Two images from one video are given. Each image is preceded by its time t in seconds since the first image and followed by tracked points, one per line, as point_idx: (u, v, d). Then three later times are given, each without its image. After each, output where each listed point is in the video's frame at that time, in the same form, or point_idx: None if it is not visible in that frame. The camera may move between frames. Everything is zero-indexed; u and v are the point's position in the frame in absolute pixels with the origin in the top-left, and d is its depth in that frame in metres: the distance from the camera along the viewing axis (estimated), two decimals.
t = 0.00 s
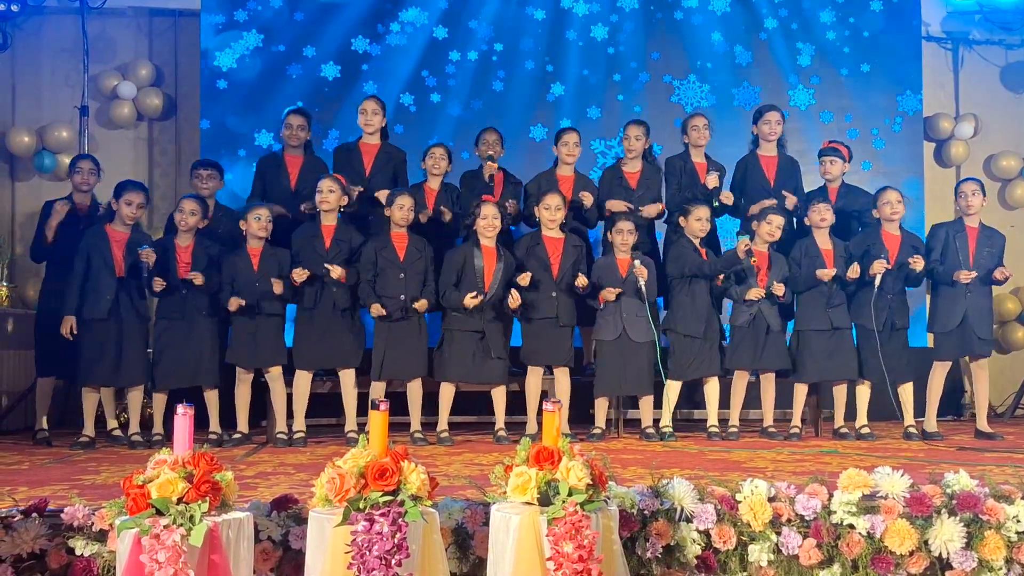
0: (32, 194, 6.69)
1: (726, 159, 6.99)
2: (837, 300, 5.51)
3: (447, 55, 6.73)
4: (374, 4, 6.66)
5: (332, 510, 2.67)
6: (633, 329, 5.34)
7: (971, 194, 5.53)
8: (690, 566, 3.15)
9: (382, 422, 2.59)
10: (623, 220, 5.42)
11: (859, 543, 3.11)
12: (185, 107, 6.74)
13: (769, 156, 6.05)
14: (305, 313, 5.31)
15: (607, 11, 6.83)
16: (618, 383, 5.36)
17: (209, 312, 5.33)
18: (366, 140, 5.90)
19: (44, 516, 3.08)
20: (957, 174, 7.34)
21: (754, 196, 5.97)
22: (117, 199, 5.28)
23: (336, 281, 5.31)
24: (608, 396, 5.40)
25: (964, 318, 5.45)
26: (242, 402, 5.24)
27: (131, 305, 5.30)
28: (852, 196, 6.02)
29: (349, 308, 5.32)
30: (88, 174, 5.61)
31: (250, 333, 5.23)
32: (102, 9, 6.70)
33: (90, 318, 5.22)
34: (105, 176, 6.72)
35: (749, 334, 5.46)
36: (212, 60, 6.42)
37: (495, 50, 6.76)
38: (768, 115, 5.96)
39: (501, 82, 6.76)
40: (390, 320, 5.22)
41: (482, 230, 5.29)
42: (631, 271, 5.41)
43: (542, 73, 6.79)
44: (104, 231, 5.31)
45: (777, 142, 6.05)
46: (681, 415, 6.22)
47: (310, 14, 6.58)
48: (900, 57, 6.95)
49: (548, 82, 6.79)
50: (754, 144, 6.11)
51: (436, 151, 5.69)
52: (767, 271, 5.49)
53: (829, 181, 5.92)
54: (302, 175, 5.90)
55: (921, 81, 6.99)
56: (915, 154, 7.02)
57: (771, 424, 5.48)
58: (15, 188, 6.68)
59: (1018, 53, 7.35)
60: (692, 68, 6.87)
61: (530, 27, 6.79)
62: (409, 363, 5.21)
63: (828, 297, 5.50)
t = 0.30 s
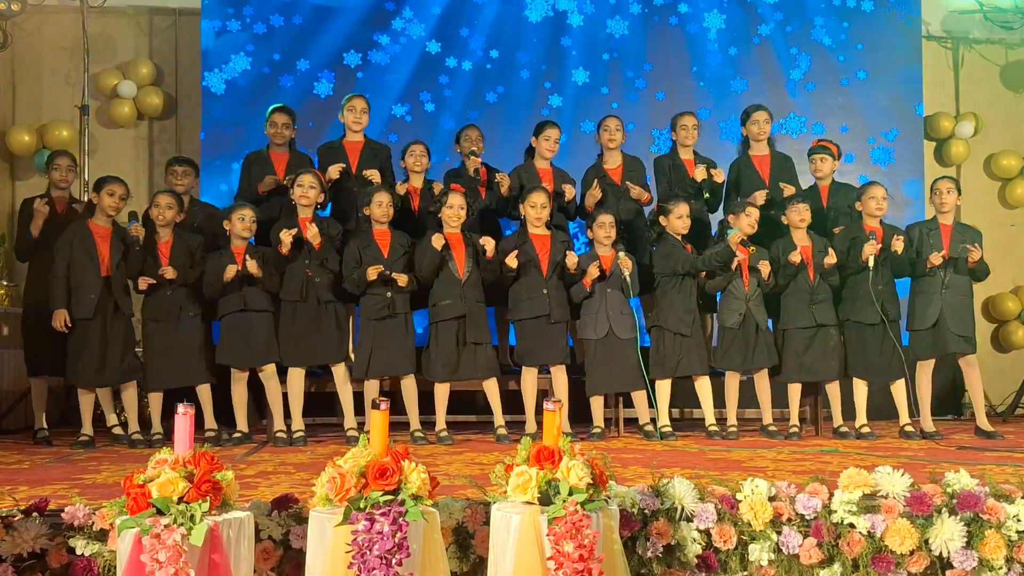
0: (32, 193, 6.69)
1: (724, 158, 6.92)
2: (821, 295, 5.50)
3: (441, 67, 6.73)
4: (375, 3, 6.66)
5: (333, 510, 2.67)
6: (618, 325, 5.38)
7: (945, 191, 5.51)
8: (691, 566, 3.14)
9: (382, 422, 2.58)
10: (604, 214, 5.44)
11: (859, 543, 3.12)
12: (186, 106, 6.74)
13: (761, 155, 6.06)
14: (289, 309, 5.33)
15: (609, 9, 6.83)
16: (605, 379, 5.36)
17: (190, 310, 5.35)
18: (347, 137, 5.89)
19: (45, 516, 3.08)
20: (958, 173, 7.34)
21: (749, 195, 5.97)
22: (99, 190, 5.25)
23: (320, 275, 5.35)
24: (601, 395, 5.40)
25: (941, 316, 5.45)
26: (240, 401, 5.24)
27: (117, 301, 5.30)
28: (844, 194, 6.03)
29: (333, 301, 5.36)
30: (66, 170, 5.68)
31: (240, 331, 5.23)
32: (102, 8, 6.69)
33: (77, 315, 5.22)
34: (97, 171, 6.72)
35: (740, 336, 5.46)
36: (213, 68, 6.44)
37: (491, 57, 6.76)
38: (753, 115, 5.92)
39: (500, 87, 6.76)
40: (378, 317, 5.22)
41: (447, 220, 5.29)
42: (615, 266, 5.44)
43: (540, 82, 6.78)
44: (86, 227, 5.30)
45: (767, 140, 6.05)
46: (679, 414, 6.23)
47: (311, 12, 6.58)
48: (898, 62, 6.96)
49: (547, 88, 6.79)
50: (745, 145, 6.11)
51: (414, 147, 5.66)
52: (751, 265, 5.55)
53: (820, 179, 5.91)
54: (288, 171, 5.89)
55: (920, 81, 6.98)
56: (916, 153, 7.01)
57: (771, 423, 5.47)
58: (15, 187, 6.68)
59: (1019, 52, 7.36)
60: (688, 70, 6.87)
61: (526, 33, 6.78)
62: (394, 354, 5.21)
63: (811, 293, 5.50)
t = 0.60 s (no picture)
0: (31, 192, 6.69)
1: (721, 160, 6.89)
2: (818, 296, 5.52)
3: (433, 80, 6.73)
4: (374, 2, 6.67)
5: (333, 509, 2.67)
6: (613, 324, 5.38)
7: (926, 193, 5.55)
8: (690, 564, 3.14)
9: (381, 421, 2.58)
10: (595, 214, 5.43)
11: (859, 542, 3.12)
12: (185, 105, 6.73)
13: (758, 155, 6.05)
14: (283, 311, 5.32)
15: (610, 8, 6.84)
16: (600, 379, 5.37)
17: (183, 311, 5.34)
18: (339, 140, 5.89)
19: (44, 515, 3.08)
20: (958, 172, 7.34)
21: (747, 194, 5.97)
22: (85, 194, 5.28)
23: (314, 277, 5.37)
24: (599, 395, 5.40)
25: (934, 317, 5.46)
26: (237, 401, 5.24)
27: (109, 301, 5.29)
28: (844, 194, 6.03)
29: (329, 302, 5.36)
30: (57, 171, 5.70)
31: (238, 335, 5.23)
32: (101, 7, 6.69)
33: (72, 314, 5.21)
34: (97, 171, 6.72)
35: (735, 334, 5.47)
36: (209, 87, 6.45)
37: (485, 66, 6.75)
38: (747, 113, 5.94)
39: (496, 95, 6.76)
40: (373, 318, 5.23)
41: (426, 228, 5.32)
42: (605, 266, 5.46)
43: (535, 92, 6.78)
44: (76, 230, 5.30)
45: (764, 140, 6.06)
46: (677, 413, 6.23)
47: (311, 10, 6.59)
48: (898, 65, 6.95)
49: (544, 100, 6.79)
50: (742, 145, 6.12)
51: (404, 150, 5.65)
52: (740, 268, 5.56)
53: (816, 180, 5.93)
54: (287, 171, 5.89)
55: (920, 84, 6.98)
56: (917, 154, 7.00)
57: (770, 421, 5.47)
58: (14, 186, 6.67)
59: (1018, 52, 7.36)
60: (685, 76, 6.87)
61: (516, 47, 6.77)
62: (390, 357, 5.21)
63: (809, 295, 5.50)
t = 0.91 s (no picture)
0: (29, 191, 6.68)
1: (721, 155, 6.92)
2: (817, 296, 5.51)
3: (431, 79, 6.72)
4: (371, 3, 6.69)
5: (331, 508, 2.67)
6: (611, 326, 5.38)
7: (929, 190, 5.55)
8: (688, 563, 3.14)
9: (380, 419, 2.57)
10: (594, 213, 5.42)
11: (856, 541, 3.12)
12: (183, 104, 6.73)
13: (759, 153, 6.05)
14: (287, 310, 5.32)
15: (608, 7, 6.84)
16: (600, 380, 5.36)
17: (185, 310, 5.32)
18: (340, 138, 5.88)
19: (42, 513, 3.08)
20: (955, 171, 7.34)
21: (747, 193, 5.97)
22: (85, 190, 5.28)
23: (318, 274, 5.35)
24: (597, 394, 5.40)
25: (939, 313, 5.46)
26: (236, 400, 5.25)
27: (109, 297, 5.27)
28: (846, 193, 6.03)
29: (332, 301, 5.37)
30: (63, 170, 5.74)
31: (239, 334, 5.22)
32: (98, 7, 6.69)
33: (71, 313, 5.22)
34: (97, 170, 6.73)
35: (733, 331, 5.47)
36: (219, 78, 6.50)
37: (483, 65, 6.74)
38: (748, 112, 5.94)
39: (497, 98, 6.76)
40: (373, 317, 5.22)
41: (432, 228, 5.32)
42: (604, 267, 5.44)
43: (531, 95, 6.77)
44: (77, 228, 5.30)
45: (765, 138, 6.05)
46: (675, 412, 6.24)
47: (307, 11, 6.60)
48: (896, 62, 6.94)
49: (543, 105, 6.78)
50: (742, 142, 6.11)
51: (409, 150, 5.65)
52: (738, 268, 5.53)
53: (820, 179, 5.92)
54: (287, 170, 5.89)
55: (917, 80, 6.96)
56: (915, 153, 6.99)
57: (768, 419, 5.48)
58: (13, 184, 6.67)
59: (1014, 51, 7.36)
60: (683, 77, 6.87)
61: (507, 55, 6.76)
62: (388, 357, 5.20)
63: (808, 295, 5.50)
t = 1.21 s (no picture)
0: (26, 190, 6.68)
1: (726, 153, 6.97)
2: (827, 294, 5.50)
3: (429, 77, 6.72)
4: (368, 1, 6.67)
5: (327, 507, 2.67)
6: (620, 326, 5.36)
7: (952, 189, 5.55)
8: (685, 562, 3.14)
9: (377, 418, 2.59)
10: (609, 215, 5.44)
11: (854, 539, 3.12)
12: (180, 103, 6.73)
13: (766, 151, 6.04)
14: (303, 305, 5.32)
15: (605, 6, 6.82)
16: (605, 380, 5.35)
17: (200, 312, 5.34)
18: (355, 136, 5.89)
19: (39, 512, 3.07)
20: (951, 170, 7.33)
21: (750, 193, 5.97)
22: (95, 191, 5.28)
23: (337, 276, 5.33)
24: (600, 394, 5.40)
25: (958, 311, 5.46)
26: (237, 399, 5.25)
27: (113, 300, 5.30)
28: (848, 191, 6.03)
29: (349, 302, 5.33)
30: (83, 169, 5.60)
31: (247, 330, 5.23)
32: (95, 6, 6.69)
33: (80, 314, 5.24)
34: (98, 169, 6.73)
35: (738, 331, 5.47)
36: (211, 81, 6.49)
37: (480, 64, 6.74)
38: (759, 109, 5.94)
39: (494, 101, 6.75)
40: (385, 314, 5.22)
41: (467, 219, 5.28)
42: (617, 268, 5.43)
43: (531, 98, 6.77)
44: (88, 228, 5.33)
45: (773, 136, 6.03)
46: (674, 411, 6.25)
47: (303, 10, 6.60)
48: (892, 62, 6.96)
49: (541, 106, 6.78)
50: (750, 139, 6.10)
51: (426, 147, 5.68)
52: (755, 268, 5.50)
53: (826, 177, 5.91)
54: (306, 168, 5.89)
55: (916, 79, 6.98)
56: (910, 150, 7.02)
57: (765, 421, 5.48)
58: (10, 185, 6.67)
59: (1011, 49, 7.37)
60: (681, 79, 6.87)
61: (498, 63, 6.75)
62: (399, 358, 5.20)
63: (818, 293, 5.49)
